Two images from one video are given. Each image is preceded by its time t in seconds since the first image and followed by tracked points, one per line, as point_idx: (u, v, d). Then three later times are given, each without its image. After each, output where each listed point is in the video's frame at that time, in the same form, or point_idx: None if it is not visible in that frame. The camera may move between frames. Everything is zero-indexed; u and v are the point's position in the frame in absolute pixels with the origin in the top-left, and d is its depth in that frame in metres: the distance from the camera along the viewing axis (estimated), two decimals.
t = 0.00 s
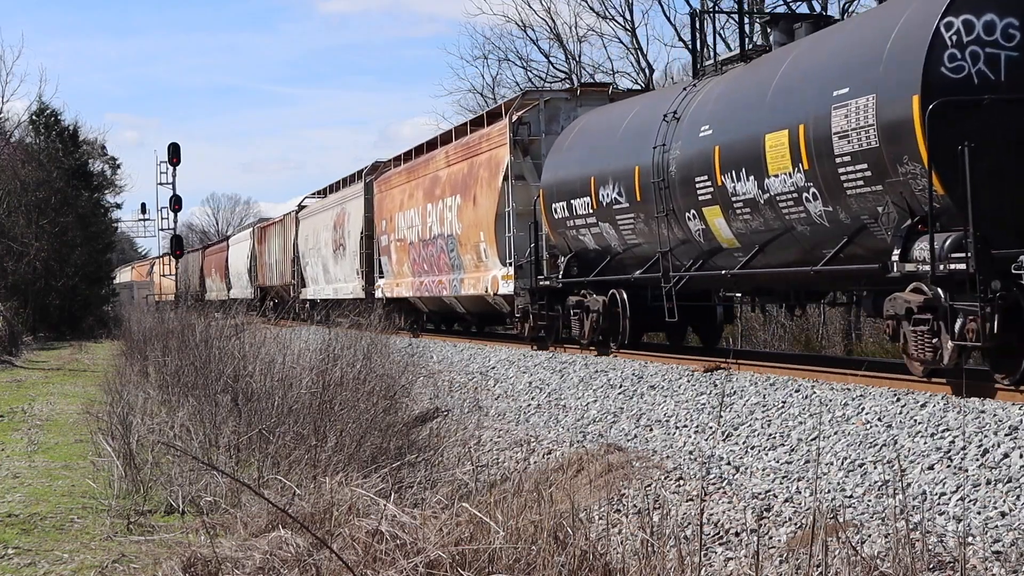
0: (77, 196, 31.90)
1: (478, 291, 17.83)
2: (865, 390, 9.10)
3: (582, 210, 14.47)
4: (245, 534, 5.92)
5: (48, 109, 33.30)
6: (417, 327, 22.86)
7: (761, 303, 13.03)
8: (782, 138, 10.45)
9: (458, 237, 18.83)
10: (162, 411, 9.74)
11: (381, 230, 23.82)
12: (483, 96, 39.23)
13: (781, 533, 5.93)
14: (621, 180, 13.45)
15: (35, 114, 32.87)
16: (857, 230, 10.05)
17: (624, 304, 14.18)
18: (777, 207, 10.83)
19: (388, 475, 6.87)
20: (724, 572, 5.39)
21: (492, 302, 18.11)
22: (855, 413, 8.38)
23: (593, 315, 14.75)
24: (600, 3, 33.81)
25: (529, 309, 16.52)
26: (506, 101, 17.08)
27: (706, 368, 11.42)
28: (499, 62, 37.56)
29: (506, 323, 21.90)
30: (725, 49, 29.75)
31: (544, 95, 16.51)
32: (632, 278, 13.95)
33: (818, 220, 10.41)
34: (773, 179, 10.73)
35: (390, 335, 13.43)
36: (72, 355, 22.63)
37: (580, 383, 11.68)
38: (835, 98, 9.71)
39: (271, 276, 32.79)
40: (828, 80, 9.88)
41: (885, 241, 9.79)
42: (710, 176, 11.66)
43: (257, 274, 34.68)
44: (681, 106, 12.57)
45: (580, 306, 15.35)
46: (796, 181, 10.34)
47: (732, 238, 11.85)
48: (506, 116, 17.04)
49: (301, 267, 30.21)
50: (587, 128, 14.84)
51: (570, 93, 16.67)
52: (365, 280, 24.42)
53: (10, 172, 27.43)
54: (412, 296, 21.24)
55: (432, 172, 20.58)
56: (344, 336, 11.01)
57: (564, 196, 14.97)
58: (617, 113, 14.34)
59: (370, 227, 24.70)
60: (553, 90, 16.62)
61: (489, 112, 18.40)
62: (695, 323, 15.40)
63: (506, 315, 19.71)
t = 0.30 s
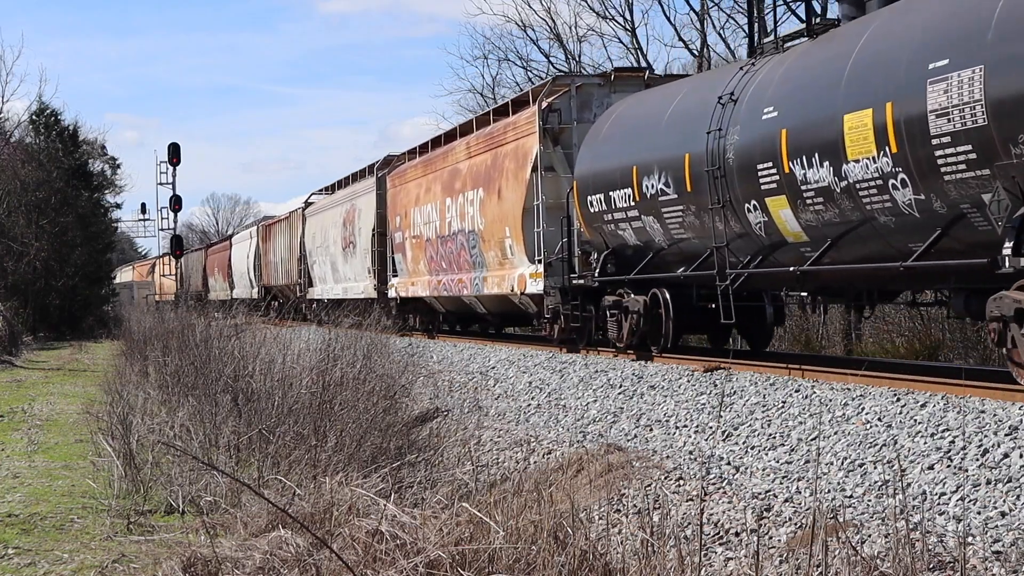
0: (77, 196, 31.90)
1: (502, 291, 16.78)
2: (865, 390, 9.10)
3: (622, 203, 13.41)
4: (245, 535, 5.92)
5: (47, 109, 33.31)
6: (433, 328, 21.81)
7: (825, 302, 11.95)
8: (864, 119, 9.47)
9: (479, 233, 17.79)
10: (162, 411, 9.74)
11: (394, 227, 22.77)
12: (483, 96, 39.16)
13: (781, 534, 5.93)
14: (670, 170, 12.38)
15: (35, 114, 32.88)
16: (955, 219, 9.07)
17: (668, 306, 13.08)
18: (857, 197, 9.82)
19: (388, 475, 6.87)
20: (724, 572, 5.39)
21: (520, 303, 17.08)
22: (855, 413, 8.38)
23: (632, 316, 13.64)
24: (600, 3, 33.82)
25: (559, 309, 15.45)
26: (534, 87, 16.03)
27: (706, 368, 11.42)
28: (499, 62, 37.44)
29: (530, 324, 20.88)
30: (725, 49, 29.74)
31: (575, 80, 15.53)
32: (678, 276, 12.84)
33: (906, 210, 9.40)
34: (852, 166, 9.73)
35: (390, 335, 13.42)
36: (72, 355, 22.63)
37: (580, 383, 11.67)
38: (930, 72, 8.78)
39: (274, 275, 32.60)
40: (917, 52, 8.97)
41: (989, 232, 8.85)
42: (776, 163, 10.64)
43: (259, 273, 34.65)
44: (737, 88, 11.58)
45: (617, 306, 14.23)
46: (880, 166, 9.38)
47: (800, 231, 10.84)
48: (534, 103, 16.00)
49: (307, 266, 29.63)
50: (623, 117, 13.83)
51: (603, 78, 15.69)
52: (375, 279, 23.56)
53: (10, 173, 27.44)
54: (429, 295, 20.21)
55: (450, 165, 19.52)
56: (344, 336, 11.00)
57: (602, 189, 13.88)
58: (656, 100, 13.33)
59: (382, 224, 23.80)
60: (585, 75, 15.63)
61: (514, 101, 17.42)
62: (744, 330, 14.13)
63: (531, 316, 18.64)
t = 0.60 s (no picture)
0: (77, 196, 31.90)
1: (531, 290, 15.56)
2: (865, 390, 9.10)
3: (665, 196, 12.07)
4: (245, 535, 5.92)
5: (47, 109, 33.30)
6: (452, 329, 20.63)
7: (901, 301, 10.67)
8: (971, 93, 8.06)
9: (505, 228, 16.60)
10: (162, 411, 9.74)
11: (410, 222, 21.64)
12: (483, 96, 39.17)
13: (781, 533, 5.93)
14: (726, 157, 10.95)
15: (35, 114, 32.88)
16: None
17: (719, 305, 11.83)
18: (956, 182, 8.41)
19: (388, 475, 6.88)
20: (724, 572, 5.39)
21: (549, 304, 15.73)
22: (855, 413, 8.38)
23: (679, 318, 12.32)
24: (600, 3, 33.81)
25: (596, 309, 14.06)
26: (568, 71, 14.74)
27: (706, 368, 11.42)
28: (499, 62, 37.38)
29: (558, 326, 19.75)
30: (725, 49, 29.73)
31: (612, 64, 14.13)
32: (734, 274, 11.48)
33: (1017, 198, 8.00)
34: (954, 148, 8.30)
35: (390, 335, 13.42)
36: (72, 355, 22.62)
37: (580, 384, 11.67)
38: None
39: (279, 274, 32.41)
40: None
41: None
42: (857, 147, 9.23)
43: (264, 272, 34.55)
44: (806, 63, 10.21)
45: (660, 308, 12.88)
46: (988, 147, 7.98)
47: (882, 224, 9.41)
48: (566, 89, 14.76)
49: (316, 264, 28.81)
50: (668, 102, 12.47)
51: (641, 62, 14.31)
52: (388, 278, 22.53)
53: (10, 173, 27.42)
54: (448, 295, 19.05)
55: (472, 156, 18.30)
56: (344, 336, 11.00)
57: (643, 180, 12.48)
58: (705, 82, 11.98)
59: (396, 220, 22.70)
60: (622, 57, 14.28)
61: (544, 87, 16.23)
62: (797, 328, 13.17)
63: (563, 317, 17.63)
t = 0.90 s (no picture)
0: (77, 196, 31.90)
1: (565, 289, 14.89)
2: (865, 390, 9.10)
3: (728, 184, 11.28)
4: (244, 535, 5.93)
5: (47, 108, 33.30)
6: (474, 331, 19.88)
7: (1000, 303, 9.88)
8: None
9: (536, 223, 15.94)
10: (162, 411, 9.74)
11: (428, 219, 20.96)
12: (483, 96, 39.16)
13: (781, 533, 5.93)
14: (795, 141, 10.19)
15: (35, 114, 32.88)
16: None
17: (780, 306, 11.17)
18: None
19: (388, 475, 6.87)
20: (724, 572, 5.39)
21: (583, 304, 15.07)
22: (855, 413, 8.38)
23: (733, 318, 11.64)
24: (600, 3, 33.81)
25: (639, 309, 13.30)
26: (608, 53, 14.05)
27: (706, 368, 11.42)
28: (499, 62, 37.46)
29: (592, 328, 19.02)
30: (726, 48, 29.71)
31: (655, 45, 13.40)
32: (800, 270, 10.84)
33: None
34: None
35: (390, 335, 13.42)
36: (72, 355, 22.63)
37: (580, 383, 11.68)
38: None
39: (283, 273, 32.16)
40: None
41: None
42: (961, 127, 8.34)
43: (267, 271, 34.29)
44: (894, 36, 9.35)
45: (711, 308, 12.24)
46: None
47: (988, 213, 8.50)
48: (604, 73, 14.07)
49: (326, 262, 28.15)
50: (729, 83, 11.63)
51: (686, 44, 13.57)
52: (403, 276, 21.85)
53: (11, 173, 27.39)
54: (471, 294, 18.37)
55: (498, 147, 17.61)
56: (344, 336, 10.99)
57: (697, 167, 11.79)
58: (769, 61, 11.14)
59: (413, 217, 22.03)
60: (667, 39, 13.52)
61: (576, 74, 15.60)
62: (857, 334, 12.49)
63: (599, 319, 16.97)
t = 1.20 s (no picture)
0: (77, 196, 31.90)
1: (602, 289, 13.85)
2: (865, 390, 9.10)
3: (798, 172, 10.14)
4: (244, 534, 5.93)
5: (47, 108, 33.30)
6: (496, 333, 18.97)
7: None
8: None
9: (569, 217, 14.93)
10: (162, 411, 9.74)
11: (445, 214, 19.97)
12: (483, 96, 39.25)
13: (781, 533, 5.93)
14: (881, 120, 8.99)
15: (35, 114, 32.90)
16: None
17: (853, 307, 10.11)
18: None
19: (388, 475, 6.87)
20: (724, 572, 5.39)
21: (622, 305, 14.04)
22: (855, 413, 8.38)
23: (799, 320, 10.57)
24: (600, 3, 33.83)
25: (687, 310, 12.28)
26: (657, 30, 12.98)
27: (706, 368, 11.42)
28: (499, 62, 37.51)
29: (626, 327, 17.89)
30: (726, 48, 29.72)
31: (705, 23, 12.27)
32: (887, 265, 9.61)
33: None
34: None
35: (390, 335, 13.42)
36: (72, 355, 22.63)
37: (580, 384, 11.67)
38: None
39: (288, 272, 31.77)
40: None
41: None
42: None
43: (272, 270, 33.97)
44: None
45: (772, 309, 11.05)
46: None
47: None
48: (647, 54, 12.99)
49: (336, 261, 27.44)
50: (797, 60, 10.40)
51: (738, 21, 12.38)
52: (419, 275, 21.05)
53: (11, 173, 27.36)
54: (494, 294, 17.36)
55: (524, 136, 16.55)
56: (344, 336, 10.99)
57: (760, 153, 10.67)
58: (848, 32, 9.90)
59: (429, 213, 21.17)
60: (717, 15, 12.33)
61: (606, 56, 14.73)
62: (931, 335, 11.36)
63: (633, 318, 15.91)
